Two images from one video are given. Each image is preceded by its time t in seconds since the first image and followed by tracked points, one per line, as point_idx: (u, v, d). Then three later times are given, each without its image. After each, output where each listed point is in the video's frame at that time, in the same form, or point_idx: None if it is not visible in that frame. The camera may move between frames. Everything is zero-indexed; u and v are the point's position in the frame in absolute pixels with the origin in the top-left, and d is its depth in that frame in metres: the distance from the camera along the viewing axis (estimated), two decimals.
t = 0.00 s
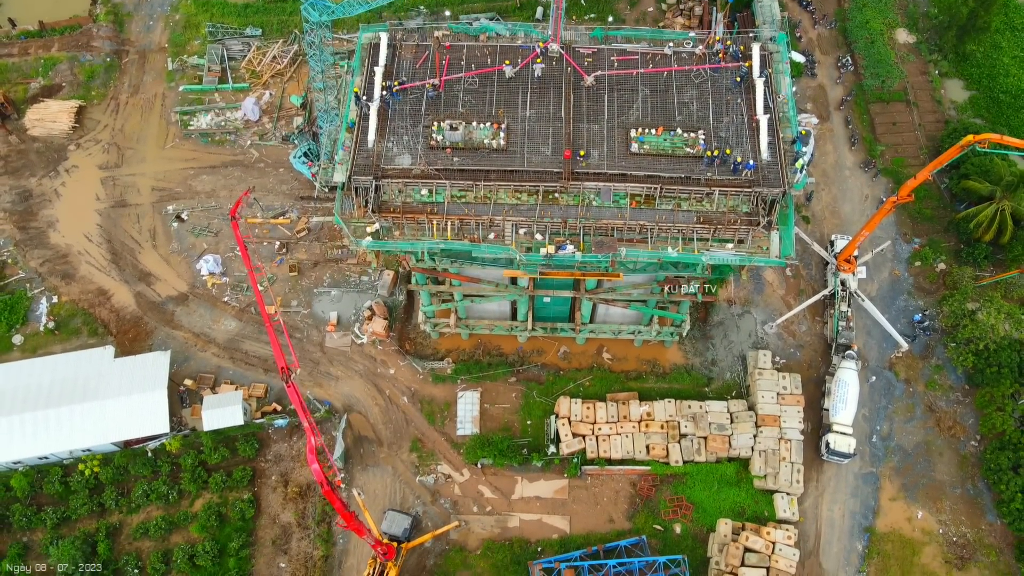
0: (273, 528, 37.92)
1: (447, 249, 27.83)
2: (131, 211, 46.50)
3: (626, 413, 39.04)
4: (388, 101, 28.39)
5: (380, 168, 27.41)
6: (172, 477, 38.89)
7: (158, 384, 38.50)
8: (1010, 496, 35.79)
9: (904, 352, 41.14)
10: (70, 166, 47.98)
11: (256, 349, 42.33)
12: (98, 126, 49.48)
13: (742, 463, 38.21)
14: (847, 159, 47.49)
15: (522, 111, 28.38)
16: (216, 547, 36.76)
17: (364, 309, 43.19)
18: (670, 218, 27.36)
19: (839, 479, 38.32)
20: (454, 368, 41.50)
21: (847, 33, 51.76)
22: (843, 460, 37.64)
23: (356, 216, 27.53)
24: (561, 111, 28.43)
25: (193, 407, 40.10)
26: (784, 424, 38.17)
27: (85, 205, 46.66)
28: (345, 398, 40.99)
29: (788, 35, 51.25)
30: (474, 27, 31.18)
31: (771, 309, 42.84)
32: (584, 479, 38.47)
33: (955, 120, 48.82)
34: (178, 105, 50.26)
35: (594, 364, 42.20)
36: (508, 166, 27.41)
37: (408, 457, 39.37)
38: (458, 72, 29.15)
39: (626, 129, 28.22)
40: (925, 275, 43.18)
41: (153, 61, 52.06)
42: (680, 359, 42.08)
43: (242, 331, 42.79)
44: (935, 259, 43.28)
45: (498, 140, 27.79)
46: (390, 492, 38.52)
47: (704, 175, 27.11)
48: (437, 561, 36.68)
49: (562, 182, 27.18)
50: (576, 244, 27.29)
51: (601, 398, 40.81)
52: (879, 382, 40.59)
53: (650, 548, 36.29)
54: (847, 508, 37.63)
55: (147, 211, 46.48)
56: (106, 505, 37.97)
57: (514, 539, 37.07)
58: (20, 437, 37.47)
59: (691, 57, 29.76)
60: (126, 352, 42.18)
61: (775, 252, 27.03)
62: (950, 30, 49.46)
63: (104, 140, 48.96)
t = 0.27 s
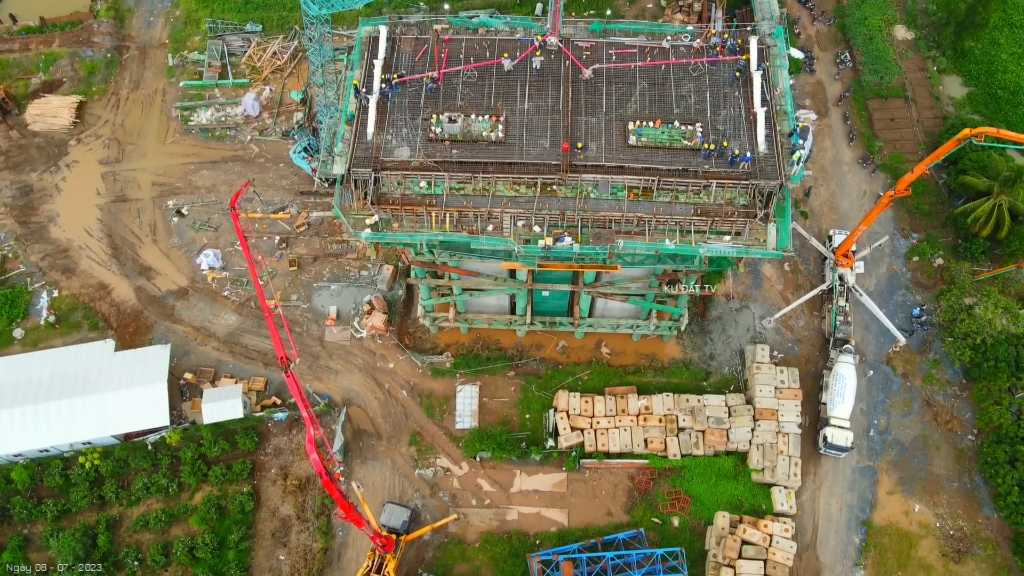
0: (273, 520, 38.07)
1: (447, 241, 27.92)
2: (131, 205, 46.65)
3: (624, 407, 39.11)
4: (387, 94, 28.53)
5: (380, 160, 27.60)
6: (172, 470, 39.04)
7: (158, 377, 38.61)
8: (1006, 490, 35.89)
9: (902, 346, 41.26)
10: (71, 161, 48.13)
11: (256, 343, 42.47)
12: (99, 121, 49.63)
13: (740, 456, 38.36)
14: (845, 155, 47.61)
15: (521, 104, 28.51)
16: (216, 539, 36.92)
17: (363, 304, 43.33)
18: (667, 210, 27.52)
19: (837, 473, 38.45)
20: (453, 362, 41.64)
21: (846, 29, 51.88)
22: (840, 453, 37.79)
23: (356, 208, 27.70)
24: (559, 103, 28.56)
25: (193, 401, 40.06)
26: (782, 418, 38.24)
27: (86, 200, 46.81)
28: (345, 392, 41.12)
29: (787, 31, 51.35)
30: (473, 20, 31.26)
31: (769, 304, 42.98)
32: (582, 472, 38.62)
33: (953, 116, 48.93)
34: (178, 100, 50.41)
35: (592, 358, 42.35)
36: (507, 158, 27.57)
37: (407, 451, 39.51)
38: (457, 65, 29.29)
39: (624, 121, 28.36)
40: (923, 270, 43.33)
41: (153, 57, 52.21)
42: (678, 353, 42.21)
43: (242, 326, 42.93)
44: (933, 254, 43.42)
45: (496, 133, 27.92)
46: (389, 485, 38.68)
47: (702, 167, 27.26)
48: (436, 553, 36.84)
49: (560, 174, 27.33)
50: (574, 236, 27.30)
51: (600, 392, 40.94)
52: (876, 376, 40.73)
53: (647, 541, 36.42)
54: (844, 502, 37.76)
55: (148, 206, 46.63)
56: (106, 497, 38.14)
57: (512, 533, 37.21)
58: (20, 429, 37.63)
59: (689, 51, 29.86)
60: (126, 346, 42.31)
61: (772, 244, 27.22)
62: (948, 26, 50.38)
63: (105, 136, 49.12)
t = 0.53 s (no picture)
0: (271, 518, 38.14)
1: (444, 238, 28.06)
2: (131, 203, 46.75)
3: (621, 404, 39.26)
4: (385, 91, 28.61)
5: (378, 156, 27.65)
6: (171, 467, 39.10)
7: (157, 374, 38.70)
8: (1003, 488, 35.90)
9: (899, 345, 41.34)
10: (70, 159, 48.22)
11: (254, 341, 42.55)
12: (98, 120, 49.74)
13: (737, 454, 38.41)
14: (843, 154, 47.71)
15: (518, 101, 28.61)
16: (214, 536, 36.99)
17: (362, 301, 43.41)
18: (664, 207, 27.56)
19: (834, 471, 38.50)
20: (451, 360, 41.73)
21: (844, 29, 52.02)
22: (837, 451, 37.84)
23: (354, 205, 27.72)
24: (556, 100, 28.65)
25: (191, 398, 40.22)
26: (779, 416, 38.32)
27: (85, 198, 46.90)
28: (343, 389, 41.19)
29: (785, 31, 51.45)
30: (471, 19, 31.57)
31: (767, 303, 43.05)
32: (580, 470, 38.70)
33: (951, 115, 49.02)
34: (178, 99, 50.54)
35: (590, 356, 42.44)
36: (504, 155, 27.64)
37: (405, 448, 39.57)
38: (454, 62, 29.40)
39: (621, 118, 28.43)
40: (920, 269, 43.41)
41: (153, 56, 52.33)
42: (676, 352, 42.30)
43: (240, 323, 43.02)
44: (931, 253, 43.50)
45: (494, 129, 28.00)
46: (387, 483, 38.73)
47: (698, 164, 27.32)
48: (433, 551, 36.91)
49: (557, 171, 27.37)
50: (571, 233, 27.45)
51: (598, 390, 41.00)
52: (874, 374, 40.80)
53: (645, 539, 36.45)
54: (841, 500, 37.80)
55: (147, 204, 46.73)
56: (105, 494, 38.23)
57: (509, 530, 37.27)
58: (19, 426, 37.69)
59: (686, 48, 29.93)
60: (125, 344, 42.37)
61: (768, 241, 27.33)
62: (947, 26, 50.15)
63: (104, 134, 49.22)
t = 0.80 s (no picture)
0: (267, 519, 38.14)
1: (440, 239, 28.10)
2: (129, 205, 46.81)
3: (618, 406, 39.42)
4: (381, 92, 28.69)
5: (374, 157, 27.71)
6: (168, 468, 39.10)
7: (154, 375, 38.72)
8: (1000, 490, 35.84)
9: (896, 347, 41.36)
10: (69, 161, 48.31)
11: (252, 342, 42.57)
12: (97, 121, 49.84)
13: (734, 456, 38.41)
14: (841, 156, 47.79)
15: (515, 102, 28.66)
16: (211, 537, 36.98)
17: (359, 303, 43.43)
18: (659, 207, 27.57)
19: (831, 473, 38.49)
20: (448, 362, 41.78)
21: (842, 31, 52.15)
22: (834, 453, 37.84)
23: (350, 205, 27.77)
24: (553, 102, 28.71)
25: (189, 400, 40.24)
26: (776, 417, 38.35)
27: (84, 199, 46.97)
28: (340, 390, 41.22)
29: (783, 33, 51.54)
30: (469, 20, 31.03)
31: (764, 304, 43.09)
32: (577, 472, 38.69)
33: (949, 117, 49.11)
34: (177, 101, 50.66)
35: (588, 358, 42.46)
36: (500, 156, 27.68)
37: (402, 450, 39.58)
38: (451, 63, 29.46)
39: (617, 120, 28.47)
40: (918, 271, 43.44)
41: (152, 58, 52.47)
42: (673, 353, 42.32)
43: (238, 325, 43.05)
44: (928, 255, 43.53)
45: (490, 131, 28.07)
46: (384, 484, 38.74)
47: (694, 165, 27.33)
48: (430, 552, 36.88)
49: (553, 172, 27.40)
50: (566, 234, 27.51)
51: (595, 391, 41.04)
52: (871, 376, 40.83)
53: (641, 540, 36.43)
54: (838, 502, 37.79)
55: (145, 205, 46.80)
56: (102, 495, 38.21)
57: (506, 531, 37.27)
58: (16, 426, 37.70)
59: (682, 50, 29.98)
60: (123, 345, 42.40)
61: (763, 242, 27.32)
62: (944, 28, 50.36)
63: (103, 136, 49.31)
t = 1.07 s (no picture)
0: (262, 526, 37.99)
1: (434, 244, 28.08)
2: (126, 211, 46.89)
3: (614, 412, 39.18)
4: (376, 98, 28.73)
5: (368, 163, 27.75)
6: (162, 475, 38.97)
7: (149, 381, 38.65)
8: (996, 497, 35.71)
9: (892, 353, 41.32)
10: (67, 167, 48.41)
11: (248, 348, 42.54)
12: (95, 127, 49.99)
13: (730, 462, 38.30)
14: (837, 163, 47.88)
15: (509, 108, 28.67)
16: (205, 544, 36.83)
17: (355, 309, 43.42)
18: (653, 213, 27.59)
19: (826, 480, 38.38)
20: (444, 368, 41.71)
21: (838, 39, 52.34)
22: (830, 460, 37.80)
23: (344, 211, 27.88)
24: (547, 107, 28.69)
25: (184, 406, 40.17)
26: (772, 424, 38.28)
27: (82, 205, 47.05)
28: (336, 397, 41.16)
29: (779, 41, 51.70)
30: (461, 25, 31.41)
31: (760, 311, 43.08)
32: (572, 478, 38.61)
33: (944, 124, 49.23)
34: (175, 107, 50.84)
35: (584, 364, 42.38)
36: (494, 161, 27.69)
37: (397, 456, 39.49)
38: (445, 69, 29.51)
39: (611, 126, 28.46)
40: (914, 277, 43.44)
41: (151, 64, 52.68)
42: (670, 360, 42.25)
43: (234, 330, 43.02)
44: (924, 261, 43.52)
45: (484, 136, 28.07)
46: (379, 490, 38.64)
47: (687, 171, 27.34)
48: (424, 559, 36.73)
49: (547, 178, 27.43)
50: (560, 240, 27.54)
51: (590, 398, 41.01)
52: (867, 383, 40.77)
53: (637, 547, 36.30)
54: (834, 509, 37.68)
55: (143, 211, 46.87)
56: (96, 502, 38.07)
57: (501, 538, 37.16)
58: (11, 432, 37.62)
59: (675, 56, 29.98)
60: (118, 351, 42.35)
61: (757, 248, 27.29)
62: (940, 35, 50.68)
63: (101, 142, 49.45)
